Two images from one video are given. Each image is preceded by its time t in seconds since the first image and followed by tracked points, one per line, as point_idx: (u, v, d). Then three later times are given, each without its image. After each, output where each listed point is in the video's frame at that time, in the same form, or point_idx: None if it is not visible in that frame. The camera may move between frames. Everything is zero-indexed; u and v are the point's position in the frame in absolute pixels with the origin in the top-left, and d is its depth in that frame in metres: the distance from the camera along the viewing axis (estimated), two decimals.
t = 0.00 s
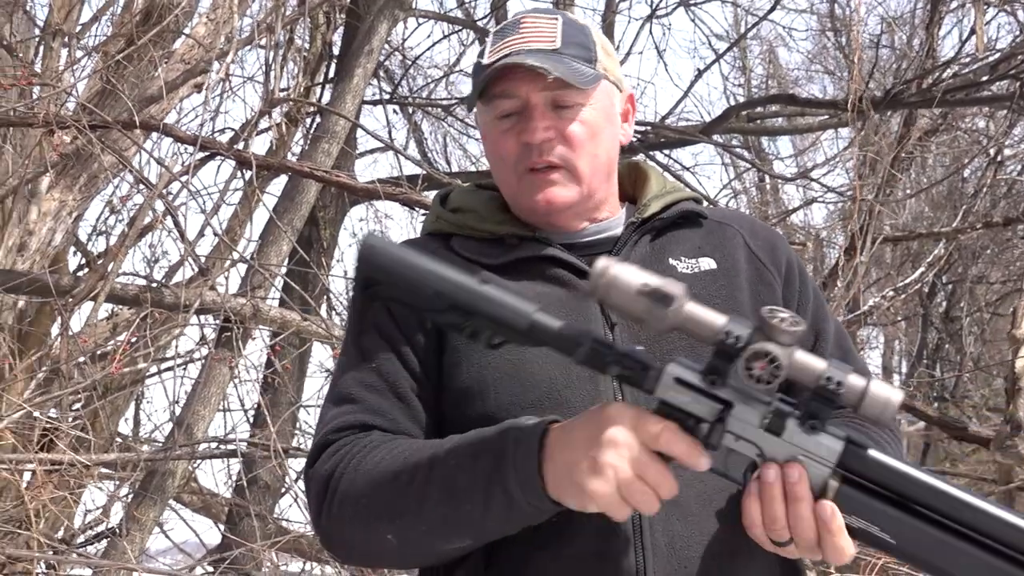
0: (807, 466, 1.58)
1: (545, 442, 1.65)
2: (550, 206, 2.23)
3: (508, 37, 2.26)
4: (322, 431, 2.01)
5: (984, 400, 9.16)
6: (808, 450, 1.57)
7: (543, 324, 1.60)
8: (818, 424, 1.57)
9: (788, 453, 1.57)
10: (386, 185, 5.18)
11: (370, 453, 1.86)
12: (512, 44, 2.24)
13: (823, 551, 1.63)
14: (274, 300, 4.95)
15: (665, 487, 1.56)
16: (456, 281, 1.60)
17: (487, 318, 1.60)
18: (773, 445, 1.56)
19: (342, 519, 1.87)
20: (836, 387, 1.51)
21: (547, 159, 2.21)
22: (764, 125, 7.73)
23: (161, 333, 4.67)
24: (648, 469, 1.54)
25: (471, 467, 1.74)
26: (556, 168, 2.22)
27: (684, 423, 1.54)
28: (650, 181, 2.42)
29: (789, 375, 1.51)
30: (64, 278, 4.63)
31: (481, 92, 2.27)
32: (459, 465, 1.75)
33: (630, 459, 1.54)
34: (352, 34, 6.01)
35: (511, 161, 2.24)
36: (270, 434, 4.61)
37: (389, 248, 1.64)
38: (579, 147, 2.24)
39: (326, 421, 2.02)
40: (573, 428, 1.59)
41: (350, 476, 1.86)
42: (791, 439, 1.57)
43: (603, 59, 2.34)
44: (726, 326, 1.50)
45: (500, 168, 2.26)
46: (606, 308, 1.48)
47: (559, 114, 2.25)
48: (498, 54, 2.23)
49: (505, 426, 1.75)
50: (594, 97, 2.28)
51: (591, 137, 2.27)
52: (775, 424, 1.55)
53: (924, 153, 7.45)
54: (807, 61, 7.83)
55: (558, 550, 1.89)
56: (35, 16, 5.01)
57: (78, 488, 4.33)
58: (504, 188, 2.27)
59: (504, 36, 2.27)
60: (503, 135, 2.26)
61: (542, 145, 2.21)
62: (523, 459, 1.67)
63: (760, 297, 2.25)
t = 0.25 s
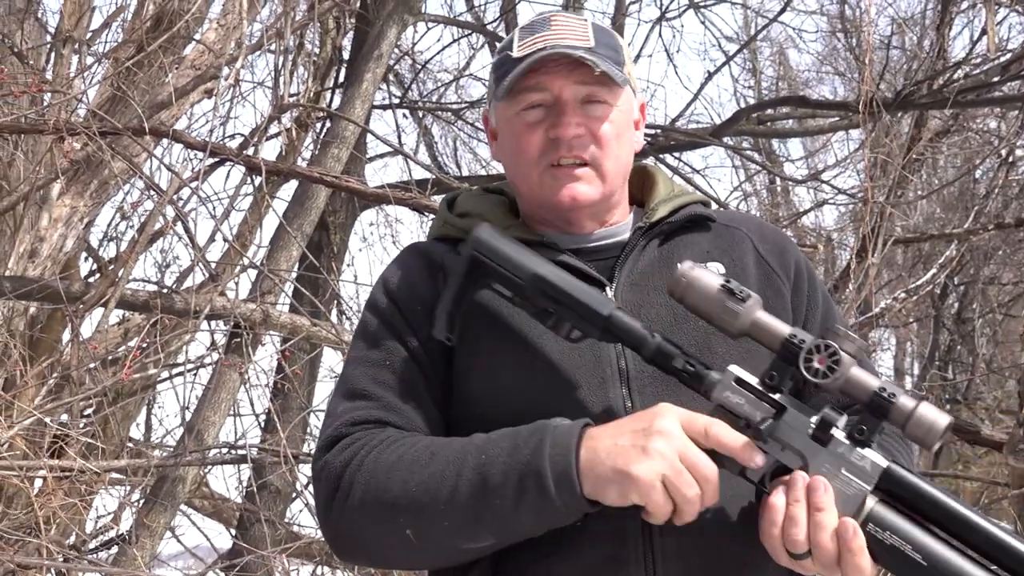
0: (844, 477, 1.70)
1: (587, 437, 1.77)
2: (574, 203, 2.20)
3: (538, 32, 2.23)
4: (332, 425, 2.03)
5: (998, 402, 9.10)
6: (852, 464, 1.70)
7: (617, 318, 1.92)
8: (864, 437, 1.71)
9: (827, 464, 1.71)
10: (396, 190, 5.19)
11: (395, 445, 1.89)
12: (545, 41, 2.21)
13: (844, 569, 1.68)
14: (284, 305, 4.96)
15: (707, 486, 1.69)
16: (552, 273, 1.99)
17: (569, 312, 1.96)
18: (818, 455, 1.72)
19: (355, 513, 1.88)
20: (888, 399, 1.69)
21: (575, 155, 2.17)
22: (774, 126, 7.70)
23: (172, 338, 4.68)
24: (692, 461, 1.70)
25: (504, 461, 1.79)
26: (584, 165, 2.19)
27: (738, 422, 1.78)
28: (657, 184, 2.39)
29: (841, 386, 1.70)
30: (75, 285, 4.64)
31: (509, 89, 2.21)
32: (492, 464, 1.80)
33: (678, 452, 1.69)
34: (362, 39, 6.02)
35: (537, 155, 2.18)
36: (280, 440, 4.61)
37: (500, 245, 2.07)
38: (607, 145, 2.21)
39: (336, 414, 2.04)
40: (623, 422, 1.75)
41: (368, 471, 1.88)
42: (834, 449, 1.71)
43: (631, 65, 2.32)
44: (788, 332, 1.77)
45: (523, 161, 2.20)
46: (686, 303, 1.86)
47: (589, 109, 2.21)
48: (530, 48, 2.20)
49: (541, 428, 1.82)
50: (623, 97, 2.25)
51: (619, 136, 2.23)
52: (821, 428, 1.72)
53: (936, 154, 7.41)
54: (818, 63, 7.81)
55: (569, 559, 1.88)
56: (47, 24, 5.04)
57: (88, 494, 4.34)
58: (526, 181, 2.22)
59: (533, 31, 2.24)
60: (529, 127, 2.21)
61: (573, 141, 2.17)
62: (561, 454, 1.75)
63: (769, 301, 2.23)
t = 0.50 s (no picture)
0: (866, 497, 1.81)
1: (588, 466, 1.80)
2: (604, 209, 2.21)
3: (568, 37, 2.22)
4: (327, 435, 2.05)
5: (1001, 412, 9.04)
6: (875, 485, 1.81)
7: (643, 344, 1.99)
8: (887, 458, 1.82)
9: (849, 484, 1.82)
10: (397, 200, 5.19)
11: (392, 462, 1.92)
12: (573, 47, 2.21)
13: None
14: (285, 316, 4.97)
15: (717, 513, 1.75)
16: (580, 299, 2.06)
17: (598, 337, 2.03)
18: (841, 475, 1.83)
19: (349, 525, 1.93)
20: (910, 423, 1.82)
21: (610, 160, 2.19)
22: (776, 135, 7.69)
23: (172, 349, 4.68)
24: (697, 491, 1.75)
25: (503, 487, 1.83)
26: (616, 171, 2.21)
27: (762, 442, 1.88)
28: (661, 197, 2.38)
29: (863, 409, 1.83)
30: (75, 296, 4.65)
31: (544, 91, 2.19)
32: (491, 489, 1.84)
33: (684, 484, 1.75)
34: (363, 48, 6.03)
35: (572, 159, 2.19)
36: (280, 452, 4.60)
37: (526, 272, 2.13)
38: (636, 152, 2.24)
39: (331, 424, 2.06)
40: (624, 454, 1.79)
41: (364, 488, 1.92)
42: (857, 470, 1.83)
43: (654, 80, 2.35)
44: (813, 358, 1.91)
45: (556, 165, 2.20)
46: (714, 331, 1.97)
47: (619, 115, 2.23)
48: (564, 52, 2.19)
49: (542, 455, 1.84)
50: (646, 107, 2.30)
51: (645, 144, 2.28)
52: (844, 450, 1.83)
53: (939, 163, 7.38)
54: (820, 71, 7.80)
55: None
56: (50, 34, 5.05)
57: (87, 505, 4.33)
58: (556, 186, 2.21)
59: (563, 37, 2.23)
60: (562, 131, 2.21)
61: (609, 145, 2.18)
62: (561, 483, 1.79)
63: (774, 315, 2.22)
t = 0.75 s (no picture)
0: (877, 527, 1.80)
1: (584, 496, 1.79)
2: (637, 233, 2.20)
3: (594, 59, 2.25)
4: (323, 459, 2.05)
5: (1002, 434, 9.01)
6: (886, 515, 1.81)
7: (649, 374, 1.98)
8: (897, 488, 1.81)
9: (857, 515, 1.82)
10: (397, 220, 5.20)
11: (387, 487, 1.92)
12: (603, 69, 2.24)
13: None
14: (284, 336, 4.96)
15: (714, 546, 1.73)
16: (583, 326, 2.05)
17: (602, 364, 2.01)
18: (850, 506, 1.82)
19: (342, 551, 1.94)
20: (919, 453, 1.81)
21: (646, 184, 2.19)
22: (777, 155, 7.70)
23: (170, 369, 4.67)
24: (692, 525, 1.73)
25: (498, 516, 1.83)
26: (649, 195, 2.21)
27: (769, 471, 1.87)
28: (663, 222, 2.38)
29: (872, 439, 1.82)
30: (72, 314, 4.64)
31: (584, 112, 2.17)
32: (485, 517, 1.84)
33: (680, 517, 1.73)
34: (364, 67, 6.05)
35: (611, 182, 2.18)
36: (276, 473, 4.58)
37: (527, 299, 2.11)
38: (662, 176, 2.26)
39: (327, 447, 2.06)
40: (620, 486, 1.78)
41: (358, 515, 1.92)
42: (867, 500, 1.82)
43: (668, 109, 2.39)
44: (821, 389, 1.90)
45: (595, 187, 2.18)
46: (721, 359, 1.96)
47: (649, 138, 2.23)
48: (596, 73, 2.21)
49: (538, 483, 1.84)
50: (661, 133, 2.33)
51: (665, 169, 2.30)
52: (854, 480, 1.82)
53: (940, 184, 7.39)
54: (821, 92, 7.82)
55: None
56: (51, 51, 5.08)
57: (82, 525, 4.31)
58: (592, 209, 2.19)
59: (587, 57, 2.26)
60: (598, 154, 2.19)
61: (646, 169, 2.19)
62: (557, 513, 1.78)
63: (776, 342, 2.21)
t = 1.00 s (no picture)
0: (873, 539, 1.80)
1: (578, 509, 1.79)
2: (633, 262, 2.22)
3: (605, 86, 2.25)
4: (315, 471, 2.05)
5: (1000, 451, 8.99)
6: (882, 527, 1.80)
7: (641, 388, 1.98)
8: (892, 499, 1.81)
9: (854, 526, 1.81)
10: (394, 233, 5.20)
11: (381, 501, 1.92)
12: (615, 96, 2.23)
13: None
14: (280, 347, 4.96)
15: (708, 557, 1.73)
16: (575, 340, 2.05)
17: (594, 379, 2.01)
18: (845, 518, 1.82)
19: (335, 565, 1.93)
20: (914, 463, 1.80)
21: (647, 216, 2.20)
22: (775, 170, 7.72)
23: (165, 380, 4.67)
24: (686, 536, 1.73)
25: (491, 529, 1.83)
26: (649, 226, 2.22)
27: (765, 483, 1.88)
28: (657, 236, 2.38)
29: (866, 450, 1.81)
30: (68, 324, 4.64)
31: (591, 142, 2.17)
32: (478, 531, 1.84)
33: (674, 528, 1.74)
34: (363, 80, 6.06)
35: (611, 213, 2.19)
36: (270, 485, 4.56)
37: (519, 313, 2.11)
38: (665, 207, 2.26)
39: (319, 461, 2.06)
40: (614, 497, 1.78)
41: (352, 529, 1.92)
42: (863, 511, 1.82)
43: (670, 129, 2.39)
44: (814, 400, 1.89)
45: (595, 216, 2.19)
46: (713, 372, 1.96)
47: (653, 169, 2.22)
48: (609, 102, 2.20)
49: (531, 496, 1.84)
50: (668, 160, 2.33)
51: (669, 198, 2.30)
52: (849, 491, 1.82)
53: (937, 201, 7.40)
54: (820, 107, 7.84)
55: None
56: (51, 61, 5.10)
57: (75, 536, 4.30)
58: (591, 237, 2.20)
59: (598, 83, 2.25)
60: (601, 183, 2.19)
61: (648, 202, 2.19)
62: (550, 527, 1.78)
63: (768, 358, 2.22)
